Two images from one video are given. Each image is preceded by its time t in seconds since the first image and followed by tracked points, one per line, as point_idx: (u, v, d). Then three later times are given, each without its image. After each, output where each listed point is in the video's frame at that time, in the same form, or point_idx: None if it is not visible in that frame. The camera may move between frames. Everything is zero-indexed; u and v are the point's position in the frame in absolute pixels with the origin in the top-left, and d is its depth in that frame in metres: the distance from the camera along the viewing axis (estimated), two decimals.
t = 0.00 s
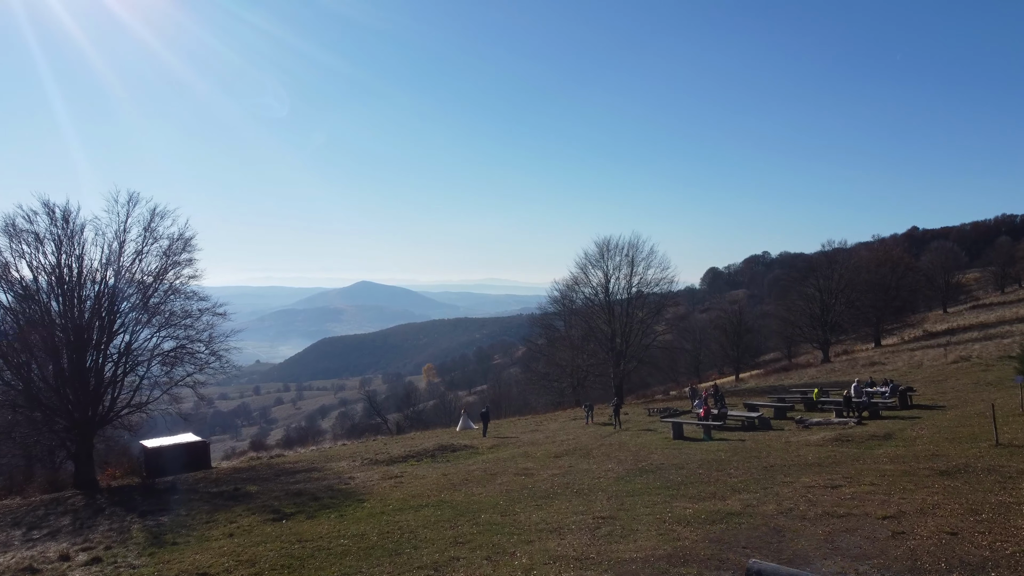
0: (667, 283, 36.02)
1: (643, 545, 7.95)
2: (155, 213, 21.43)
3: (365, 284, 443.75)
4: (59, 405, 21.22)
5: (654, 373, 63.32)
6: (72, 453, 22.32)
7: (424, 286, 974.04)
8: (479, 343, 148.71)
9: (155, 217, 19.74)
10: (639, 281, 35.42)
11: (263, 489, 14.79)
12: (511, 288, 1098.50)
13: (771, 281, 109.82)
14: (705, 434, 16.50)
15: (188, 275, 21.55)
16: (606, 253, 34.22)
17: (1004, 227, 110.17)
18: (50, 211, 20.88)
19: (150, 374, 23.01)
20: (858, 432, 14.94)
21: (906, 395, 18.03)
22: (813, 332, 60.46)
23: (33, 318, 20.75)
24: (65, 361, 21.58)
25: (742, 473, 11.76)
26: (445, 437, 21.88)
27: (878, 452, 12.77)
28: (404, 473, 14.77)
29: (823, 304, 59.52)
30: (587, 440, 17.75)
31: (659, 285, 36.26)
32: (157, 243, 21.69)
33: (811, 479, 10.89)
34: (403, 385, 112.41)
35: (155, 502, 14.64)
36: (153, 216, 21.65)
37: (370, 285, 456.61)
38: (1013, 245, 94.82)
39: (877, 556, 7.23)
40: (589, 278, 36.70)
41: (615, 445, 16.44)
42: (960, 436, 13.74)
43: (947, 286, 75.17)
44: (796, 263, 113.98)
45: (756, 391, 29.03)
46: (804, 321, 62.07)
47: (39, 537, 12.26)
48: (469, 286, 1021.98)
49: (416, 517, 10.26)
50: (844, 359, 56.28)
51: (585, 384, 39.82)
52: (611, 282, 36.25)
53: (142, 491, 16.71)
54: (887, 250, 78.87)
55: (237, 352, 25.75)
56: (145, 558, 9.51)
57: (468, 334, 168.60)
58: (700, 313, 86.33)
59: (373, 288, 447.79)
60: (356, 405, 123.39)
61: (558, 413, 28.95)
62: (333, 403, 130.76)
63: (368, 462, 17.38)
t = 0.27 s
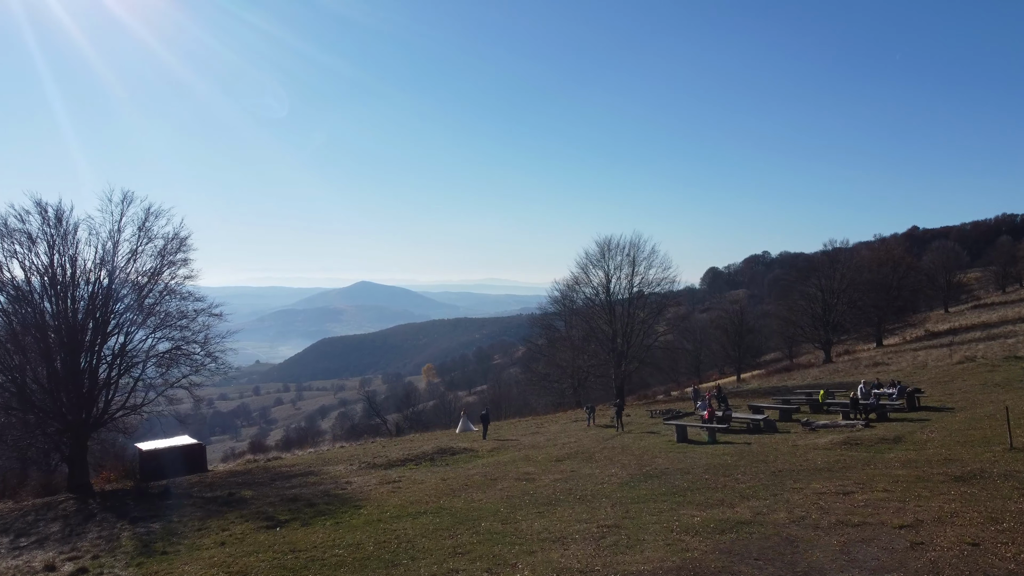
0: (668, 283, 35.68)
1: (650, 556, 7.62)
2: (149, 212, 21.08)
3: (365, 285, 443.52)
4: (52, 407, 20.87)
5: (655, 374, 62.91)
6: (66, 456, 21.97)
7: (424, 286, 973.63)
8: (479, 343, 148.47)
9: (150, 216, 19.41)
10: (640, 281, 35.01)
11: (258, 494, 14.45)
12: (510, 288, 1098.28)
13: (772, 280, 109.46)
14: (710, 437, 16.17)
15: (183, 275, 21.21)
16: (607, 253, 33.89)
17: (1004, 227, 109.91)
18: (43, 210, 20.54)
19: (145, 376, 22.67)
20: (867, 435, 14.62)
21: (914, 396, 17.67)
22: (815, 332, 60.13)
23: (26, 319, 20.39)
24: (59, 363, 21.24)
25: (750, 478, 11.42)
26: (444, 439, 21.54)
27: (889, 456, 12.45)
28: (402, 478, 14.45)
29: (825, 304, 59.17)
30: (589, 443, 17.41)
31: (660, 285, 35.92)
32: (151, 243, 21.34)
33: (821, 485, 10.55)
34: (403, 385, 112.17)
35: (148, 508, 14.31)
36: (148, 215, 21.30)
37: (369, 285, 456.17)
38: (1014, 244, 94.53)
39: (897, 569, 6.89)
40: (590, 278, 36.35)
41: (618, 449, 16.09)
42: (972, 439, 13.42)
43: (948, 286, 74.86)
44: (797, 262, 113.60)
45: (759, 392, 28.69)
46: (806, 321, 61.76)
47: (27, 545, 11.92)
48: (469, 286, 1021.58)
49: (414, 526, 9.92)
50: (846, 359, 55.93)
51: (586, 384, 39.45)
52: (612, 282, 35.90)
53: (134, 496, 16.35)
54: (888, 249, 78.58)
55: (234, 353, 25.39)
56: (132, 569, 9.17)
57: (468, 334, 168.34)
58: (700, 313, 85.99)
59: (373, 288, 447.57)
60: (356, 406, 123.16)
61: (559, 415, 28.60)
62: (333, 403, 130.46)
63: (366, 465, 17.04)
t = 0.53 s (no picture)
0: (671, 283, 35.22)
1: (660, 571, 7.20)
2: (143, 211, 20.68)
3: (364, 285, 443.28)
4: (44, 410, 20.43)
5: (656, 374, 62.40)
6: (58, 460, 21.52)
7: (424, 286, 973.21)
8: (479, 343, 148.06)
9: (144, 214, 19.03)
10: (642, 282, 34.52)
11: (252, 500, 14.04)
12: (510, 288, 1097.88)
13: (773, 280, 108.92)
14: (716, 441, 15.75)
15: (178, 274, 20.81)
16: (609, 252, 33.46)
17: (1005, 226, 109.57)
18: (34, 208, 20.13)
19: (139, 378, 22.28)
20: (878, 439, 14.20)
21: (925, 399, 17.27)
22: (818, 332, 59.68)
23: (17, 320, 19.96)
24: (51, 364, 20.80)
25: (761, 485, 11.00)
26: (443, 442, 21.12)
27: (903, 462, 12.04)
28: (400, 483, 14.03)
29: (828, 304, 58.75)
30: (592, 446, 16.96)
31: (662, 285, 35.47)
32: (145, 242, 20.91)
33: (836, 492, 10.14)
34: (403, 385, 111.74)
35: (138, 513, 13.88)
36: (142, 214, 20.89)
37: (369, 286, 455.73)
38: (1016, 243, 94.11)
39: None
40: (591, 278, 35.90)
41: (622, 453, 15.67)
42: (987, 443, 13.01)
43: (951, 286, 74.44)
44: (798, 262, 113.18)
45: (763, 393, 28.29)
46: (808, 321, 61.34)
47: (11, 553, 11.50)
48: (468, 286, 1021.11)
49: (412, 536, 9.50)
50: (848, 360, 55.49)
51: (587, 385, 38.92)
52: (614, 282, 35.44)
53: (125, 501, 15.94)
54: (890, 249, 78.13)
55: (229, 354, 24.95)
56: None
57: (468, 334, 167.96)
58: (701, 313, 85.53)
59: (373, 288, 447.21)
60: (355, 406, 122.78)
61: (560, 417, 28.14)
62: (332, 403, 129.98)
63: (363, 469, 16.61)
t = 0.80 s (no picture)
0: (673, 282, 34.78)
1: None
2: (136, 209, 20.23)
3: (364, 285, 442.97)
4: (35, 412, 19.97)
5: (657, 374, 61.96)
6: (50, 463, 21.07)
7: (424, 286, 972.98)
8: (479, 343, 147.68)
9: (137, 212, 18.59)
10: (644, 281, 34.06)
11: (245, 506, 13.62)
12: (510, 287, 1098.07)
13: (774, 280, 108.48)
14: (723, 445, 15.34)
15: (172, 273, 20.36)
16: (610, 251, 33.05)
17: (1006, 226, 109.28)
18: (24, 206, 19.68)
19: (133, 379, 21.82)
20: (891, 443, 13.79)
21: (936, 401, 16.85)
22: (821, 332, 59.26)
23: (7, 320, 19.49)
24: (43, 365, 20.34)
25: (773, 492, 10.58)
26: (442, 445, 20.73)
27: (918, 467, 11.63)
28: (398, 489, 13.62)
29: (831, 303, 58.35)
30: (594, 450, 16.55)
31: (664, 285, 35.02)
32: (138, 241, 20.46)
33: (851, 500, 9.72)
34: (403, 385, 111.40)
35: (127, 519, 13.48)
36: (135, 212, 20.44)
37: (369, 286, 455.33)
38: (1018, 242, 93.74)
39: None
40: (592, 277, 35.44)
41: (626, 457, 15.26)
42: (1004, 447, 12.61)
43: (953, 285, 74.06)
44: (799, 262, 112.80)
45: (767, 395, 27.87)
46: (810, 321, 60.94)
47: None
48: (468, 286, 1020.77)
49: (408, 547, 9.07)
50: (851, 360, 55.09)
51: (588, 386, 38.48)
52: (615, 282, 34.98)
53: (116, 506, 15.53)
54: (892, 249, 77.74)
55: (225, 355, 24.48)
56: None
57: (468, 334, 167.64)
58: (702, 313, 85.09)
59: (372, 288, 446.92)
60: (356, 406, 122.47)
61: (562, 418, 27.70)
62: (332, 403, 129.52)
63: (360, 474, 16.20)
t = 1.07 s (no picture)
0: (676, 281, 34.18)
1: None
2: (127, 208, 19.68)
3: (364, 285, 442.95)
4: (25, 416, 19.44)
5: (659, 374, 61.46)
6: (40, 468, 20.56)
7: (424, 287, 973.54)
8: (478, 343, 147.29)
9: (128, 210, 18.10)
10: (646, 281, 33.55)
11: (237, 514, 13.13)
12: (510, 287, 1097.86)
13: (775, 280, 107.94)
14: (731, 449, 14.86)
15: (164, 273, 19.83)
16: (612, 250, 32.53)
17: (1006, 225, 108.96)
18: (12, 203, 19.17)
19: (125, 381, 21.30)
20: (906, 448, 13.31)
21: (949, 404, 16.37)
22: (824, 332, 58.77)
23: None
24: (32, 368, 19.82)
25: (788, 501, 10.09)
26: (442, 449, 20.25)
27: (938, 474, 11.14)
28: (395, 496, 13.14)
29: (834, 303, 57.82)
30: (598, 455, 16.07)
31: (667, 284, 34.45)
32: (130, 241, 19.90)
33: (871, 510, 9.25)
34: (402, 385, 110.97)
35: (114, 527, 13.01)
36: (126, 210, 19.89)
37: (369, 286, 455.11)
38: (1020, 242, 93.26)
39: None
40: (593, 277, 34.85)
41: (631, 462, 14.78)
42: None
43: (955, 285, 73.60)
44: (801, 262, 112.32)
45: (772, 396, 27.39)
46: (813, 321, 60.49)
47: None
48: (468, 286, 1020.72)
49: (404, 561, 8.58)
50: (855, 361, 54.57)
51: (589, 387, 37.97)
52: (617, 281, 34.43)
53: (105, 513, 15.05)
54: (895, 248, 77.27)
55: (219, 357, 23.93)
56: None
57: (468, 334, 167.31)
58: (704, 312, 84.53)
59: (372, 288, 446.69)
60: (356, 406, 122.11)
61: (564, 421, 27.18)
62: (332, 403, 129.10)
63: (356, 479, 15.72)
